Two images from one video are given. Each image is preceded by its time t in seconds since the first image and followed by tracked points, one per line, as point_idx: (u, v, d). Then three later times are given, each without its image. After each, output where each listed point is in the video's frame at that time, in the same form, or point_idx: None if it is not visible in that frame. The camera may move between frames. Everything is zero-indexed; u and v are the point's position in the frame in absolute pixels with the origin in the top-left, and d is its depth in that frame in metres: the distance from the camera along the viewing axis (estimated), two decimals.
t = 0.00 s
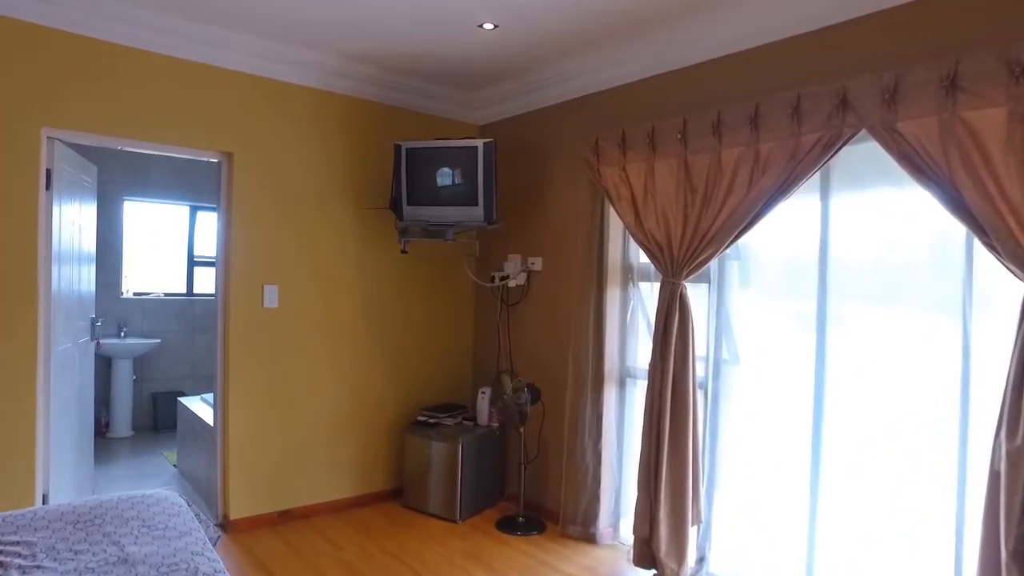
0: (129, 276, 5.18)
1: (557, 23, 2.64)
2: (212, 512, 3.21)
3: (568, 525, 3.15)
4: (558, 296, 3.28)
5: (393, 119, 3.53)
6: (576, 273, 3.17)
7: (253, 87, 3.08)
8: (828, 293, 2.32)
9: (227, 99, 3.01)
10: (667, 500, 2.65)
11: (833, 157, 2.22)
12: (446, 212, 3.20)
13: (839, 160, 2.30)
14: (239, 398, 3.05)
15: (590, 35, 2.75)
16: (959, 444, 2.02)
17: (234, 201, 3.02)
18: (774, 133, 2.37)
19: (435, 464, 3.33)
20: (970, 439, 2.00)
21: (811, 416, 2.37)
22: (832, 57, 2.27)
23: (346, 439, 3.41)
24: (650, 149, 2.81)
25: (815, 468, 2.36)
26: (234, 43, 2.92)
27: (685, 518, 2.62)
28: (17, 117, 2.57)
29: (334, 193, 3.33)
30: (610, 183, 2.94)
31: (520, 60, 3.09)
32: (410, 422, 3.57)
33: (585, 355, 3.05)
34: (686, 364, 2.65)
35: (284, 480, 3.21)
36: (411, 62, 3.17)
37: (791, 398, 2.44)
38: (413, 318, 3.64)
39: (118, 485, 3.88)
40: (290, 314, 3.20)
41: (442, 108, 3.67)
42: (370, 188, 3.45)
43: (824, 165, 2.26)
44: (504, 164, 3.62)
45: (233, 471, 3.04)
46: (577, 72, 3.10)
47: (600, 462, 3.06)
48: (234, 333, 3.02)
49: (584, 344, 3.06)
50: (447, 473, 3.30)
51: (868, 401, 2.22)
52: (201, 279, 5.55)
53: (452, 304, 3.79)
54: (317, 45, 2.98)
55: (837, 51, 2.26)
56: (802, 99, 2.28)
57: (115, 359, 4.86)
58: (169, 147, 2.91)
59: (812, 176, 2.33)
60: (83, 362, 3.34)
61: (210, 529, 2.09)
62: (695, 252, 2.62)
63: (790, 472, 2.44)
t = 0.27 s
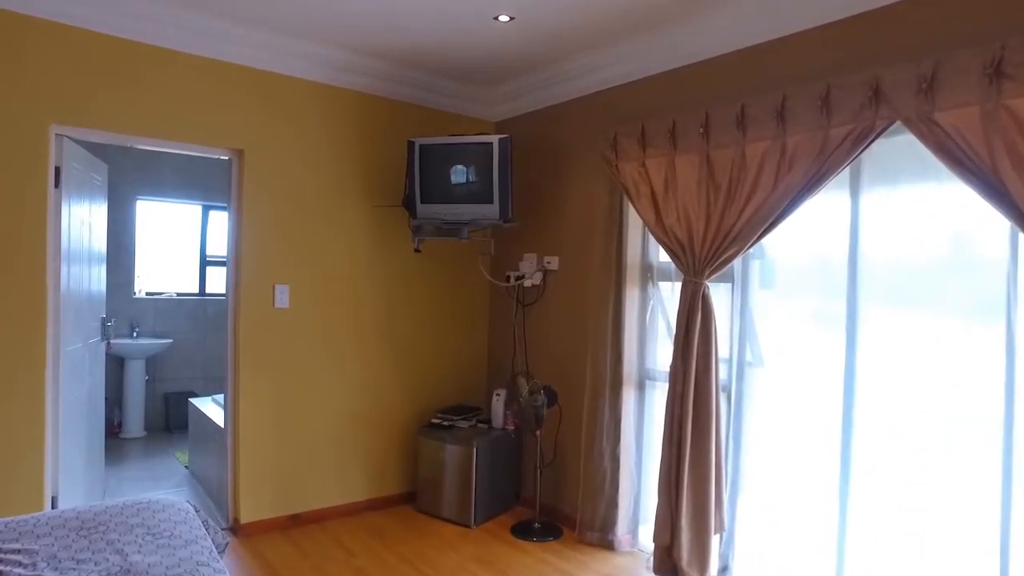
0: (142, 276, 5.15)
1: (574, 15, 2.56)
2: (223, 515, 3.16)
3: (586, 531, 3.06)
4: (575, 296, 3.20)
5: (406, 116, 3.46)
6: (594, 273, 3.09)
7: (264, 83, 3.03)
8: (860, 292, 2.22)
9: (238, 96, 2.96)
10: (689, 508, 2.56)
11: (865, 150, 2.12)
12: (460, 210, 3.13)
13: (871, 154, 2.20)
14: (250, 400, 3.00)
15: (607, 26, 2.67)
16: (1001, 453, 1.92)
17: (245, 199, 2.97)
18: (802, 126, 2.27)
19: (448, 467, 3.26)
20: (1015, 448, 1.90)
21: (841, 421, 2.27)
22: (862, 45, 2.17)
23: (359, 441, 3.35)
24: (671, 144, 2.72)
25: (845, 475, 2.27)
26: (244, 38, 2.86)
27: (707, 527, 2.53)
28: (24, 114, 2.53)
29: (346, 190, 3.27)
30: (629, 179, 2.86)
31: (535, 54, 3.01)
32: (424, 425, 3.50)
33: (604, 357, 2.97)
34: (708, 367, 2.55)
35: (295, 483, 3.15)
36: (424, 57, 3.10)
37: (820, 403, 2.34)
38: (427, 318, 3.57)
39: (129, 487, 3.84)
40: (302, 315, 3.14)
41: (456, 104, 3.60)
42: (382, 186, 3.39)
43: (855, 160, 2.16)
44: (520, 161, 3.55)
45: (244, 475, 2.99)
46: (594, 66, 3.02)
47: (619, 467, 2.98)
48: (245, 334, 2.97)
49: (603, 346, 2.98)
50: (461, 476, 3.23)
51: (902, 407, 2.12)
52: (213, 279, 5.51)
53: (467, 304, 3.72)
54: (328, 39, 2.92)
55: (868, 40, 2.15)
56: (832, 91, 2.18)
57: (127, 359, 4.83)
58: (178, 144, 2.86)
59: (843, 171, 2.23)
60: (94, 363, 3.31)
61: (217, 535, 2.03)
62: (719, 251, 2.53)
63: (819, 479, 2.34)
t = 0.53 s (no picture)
0: (155, 275, 5.12)
1: (594, 5, 2.48)
2: (236, 517, 3.11)
3: (605, 537, 2.99)
4: (594, 296, 3.12)
5: (421, 111, 3.39)
6: (613, 271, 3.01)
7: (277, 78, 2.97)
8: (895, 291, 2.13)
9: (250, 91, 2.91)
10: (714, 514, 2.48)
11: (901, 143, 2.02)
12: (476, 207, 3.06)
13: (907, 146, 2.11)
14: (262, 402, 2.94)
15: (629, 17, 2.59)
16: None
17: (258, 196, 2.92)
18: (833, 118, 2.18)
19: (464, 470, 3.19)
20: None
21: (874, 425, 2.18)
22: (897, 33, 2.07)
23: (373, 443, 3.29)
24: (694, 138, 2.64)
25: (879, 482, 2.17)
26: (257, 32, 2.81)
27: (733, 535, 2.44)
28: (33, 109, 2.48)
29: (359, 187, 3.20)
30: (651, 175, 2.78)
31: (553, 47, 2.93)
32: (439, 427, 3.44)
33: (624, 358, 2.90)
34: (733, 369, 2.46)
35: (308, 486, 3.10)
36: (440, 51, 3.03)
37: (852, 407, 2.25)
38: (442, 317, 3.50)
39: (142, 488, 3.80)
40: (315, 314, 3.08)
41: (472, 100, 3.53)
42: (396, 183, 3.32)
43: (891, 153, 2.06)
44: (537, 157, 3.47)
45: (255, 478, 2.94)
46: (614, 59, 2.94)
47: (640, 470, 2.90)
48: (257, 334, 2.92)
49: (623, 346, 2.90)
50: (476, 479, 3.16)
51: (941, 412, 2.03)
52: (226, 279, 5.46)
53: (483, 304, 3.65)
54: (342, 33, 2.86)
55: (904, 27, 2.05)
56: (866, 80, 2.09)
57: (139, 358, 4.80)
58: (189, 140, 2.81)
59: (877, 165, 2.14)
60: (105, 363, 3.26)
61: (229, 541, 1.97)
62: (745, 248, 2.44)
63: (850, 486, 2.25)
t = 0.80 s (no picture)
0: (165, 275, 5.07)
1: None
2: (246, 522, 3.06)
3: (623, 544, 2.90)
4: (612, 296, 3.04)
5: (435, 108, 3.32)
6: (633, 272, 2.93)
7: (288, 74, 2.91)
8: (931, 293, 2.03)
9: (261, 87, 2.85)
10: (738, 523, 2.39)
11: (939, 137, 1.93)
12: (492, 206, 2.98)
13: (944, 141, 2.01)
14: (273, 405, 2.88)
15: (651, 9, 2.50)
16: None
17: (268, 195, 2.86)
18: (865, 111, 2.08)
19: (478, 475, 3.11)
20: None
21: (909, 433, 2.09)
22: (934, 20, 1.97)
23: (385, 446, 3.22)
24: (717, 134, 2.55)
25: (914, 492, 2.08)
26: (268, 27, 2.74)
27: (758, 545, 2.35)
28: (41, 105, 2.43)
29: (372, 185, 3.14)
30: (672, 172, 2.70)
31: (571, 41, 2.85)
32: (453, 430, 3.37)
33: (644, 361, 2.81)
34: (759, 373, 2.37)
35: (319, 490, 3.03)
36: (455, 46, 2.96)
37: (885, 414, 2.15)
38: (456, 318, 3.43)
39: (152, 490, 3.76)
40: (326, 315, 3.02)
41: (487, 96, 3.46)
42: (409, 181, 3.26)
43: (927, 147, 1.97)
44: (553, 155, 3.39)
45: (266, 482, 2.88)
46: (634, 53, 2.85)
47: (660, 476, 2.81)
48: (268, 336, 2.86)
49: (643, 349, 2.82)
50: (491, 485, 3.08)
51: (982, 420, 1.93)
52: (237, 278, 5.42)
53: (497, 304, 3.58)
54: (355, 27, 2.79)
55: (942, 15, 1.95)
56: (901, 72, 1.99)
57: (150, 359, 4.76)
58: (200, 138, 2.76)
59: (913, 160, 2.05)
60: (115, 365, 3.21)
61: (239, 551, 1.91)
62: (771, 248, 2.35)
63: (884, 496, 2.15)
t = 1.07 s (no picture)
0: (176, 276, 5.03)
1: None
2: (257, 529, 2.99)
3: (644, 554, 2.81)
4: (633, 298, 2.95)
5: (450, 105, 3.24)
6: (654, 273, 2.83)
7: (300, 70, 2.84)
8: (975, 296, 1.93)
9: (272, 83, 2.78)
10: (767, 536, 2.28)
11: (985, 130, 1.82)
12: (509, 205, 2.90)
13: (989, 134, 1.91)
14: (284, 409, 2.81)
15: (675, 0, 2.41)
16: None
17: (280, 194, 2.79)
18: (903, 104, 1.97)
19: (494, 481, 3.03)
20: None
21: (951, 443, 1.98)
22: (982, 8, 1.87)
23: (399, 451, 3.14)
24: (744, 129, 2.45)
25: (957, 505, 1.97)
26: (280, 21, 2.67)
27: (788, 559, 2.24)
28: (48, 101, 2.37)
29: (385, 184, 3.06)
30: (696, 169, 2.60)
31: (591, 35, 2.76)
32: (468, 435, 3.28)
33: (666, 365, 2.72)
34: (789, 379, 2.27)
35: (331, 497, 2.96)
36: (471, 40, 2.88)
37: (924, 422, 2.04)
38: (470, 320, 3.35)
39: (161, 493, 3.70)
40: (338, 317, 2.94)
41: (503, 93, 3.38)
42: (423, 180, 3.18)
43: (972, 142, 1.86)
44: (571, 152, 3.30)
45: (277, 488, 2.81)
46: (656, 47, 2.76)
47: (682, 484, 2.72)
48: (279, 338, 2.79)
49: (665, 353, 2.73)
50: (507, 491, 3.00)
51: None
52: (249, 279, 5.37)
53: (513, 306, 3.49)
54: (368, 21, 2.71)
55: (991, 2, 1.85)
56: (944, 62, 1.88)
57: (161, 361, 4.71)
58: (210, 135, 2.69)
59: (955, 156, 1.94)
60: (124, 367, 3.15)
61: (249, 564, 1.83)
62: (802, 248, 2.25)
63: (923, 508, 2.04)
